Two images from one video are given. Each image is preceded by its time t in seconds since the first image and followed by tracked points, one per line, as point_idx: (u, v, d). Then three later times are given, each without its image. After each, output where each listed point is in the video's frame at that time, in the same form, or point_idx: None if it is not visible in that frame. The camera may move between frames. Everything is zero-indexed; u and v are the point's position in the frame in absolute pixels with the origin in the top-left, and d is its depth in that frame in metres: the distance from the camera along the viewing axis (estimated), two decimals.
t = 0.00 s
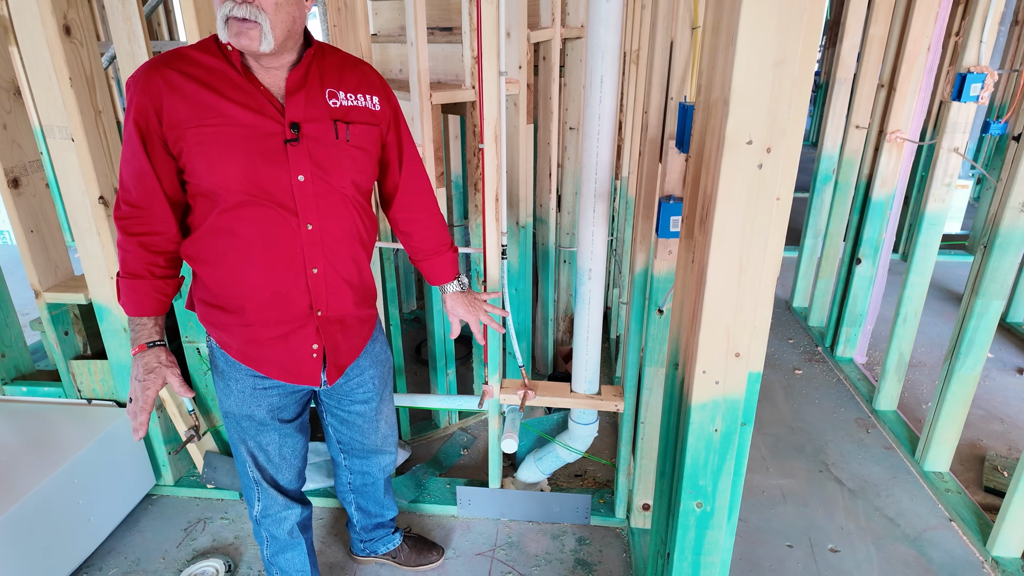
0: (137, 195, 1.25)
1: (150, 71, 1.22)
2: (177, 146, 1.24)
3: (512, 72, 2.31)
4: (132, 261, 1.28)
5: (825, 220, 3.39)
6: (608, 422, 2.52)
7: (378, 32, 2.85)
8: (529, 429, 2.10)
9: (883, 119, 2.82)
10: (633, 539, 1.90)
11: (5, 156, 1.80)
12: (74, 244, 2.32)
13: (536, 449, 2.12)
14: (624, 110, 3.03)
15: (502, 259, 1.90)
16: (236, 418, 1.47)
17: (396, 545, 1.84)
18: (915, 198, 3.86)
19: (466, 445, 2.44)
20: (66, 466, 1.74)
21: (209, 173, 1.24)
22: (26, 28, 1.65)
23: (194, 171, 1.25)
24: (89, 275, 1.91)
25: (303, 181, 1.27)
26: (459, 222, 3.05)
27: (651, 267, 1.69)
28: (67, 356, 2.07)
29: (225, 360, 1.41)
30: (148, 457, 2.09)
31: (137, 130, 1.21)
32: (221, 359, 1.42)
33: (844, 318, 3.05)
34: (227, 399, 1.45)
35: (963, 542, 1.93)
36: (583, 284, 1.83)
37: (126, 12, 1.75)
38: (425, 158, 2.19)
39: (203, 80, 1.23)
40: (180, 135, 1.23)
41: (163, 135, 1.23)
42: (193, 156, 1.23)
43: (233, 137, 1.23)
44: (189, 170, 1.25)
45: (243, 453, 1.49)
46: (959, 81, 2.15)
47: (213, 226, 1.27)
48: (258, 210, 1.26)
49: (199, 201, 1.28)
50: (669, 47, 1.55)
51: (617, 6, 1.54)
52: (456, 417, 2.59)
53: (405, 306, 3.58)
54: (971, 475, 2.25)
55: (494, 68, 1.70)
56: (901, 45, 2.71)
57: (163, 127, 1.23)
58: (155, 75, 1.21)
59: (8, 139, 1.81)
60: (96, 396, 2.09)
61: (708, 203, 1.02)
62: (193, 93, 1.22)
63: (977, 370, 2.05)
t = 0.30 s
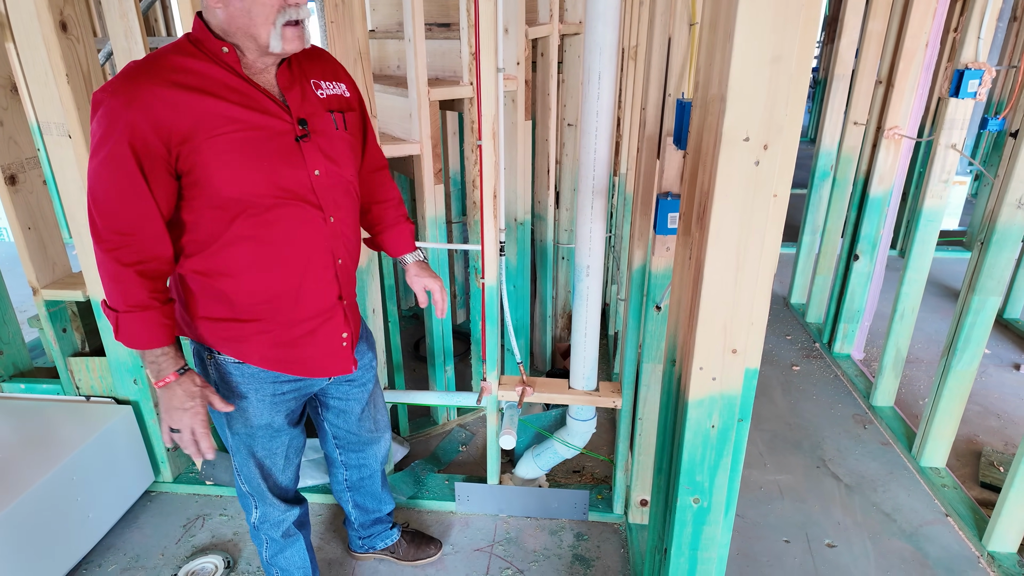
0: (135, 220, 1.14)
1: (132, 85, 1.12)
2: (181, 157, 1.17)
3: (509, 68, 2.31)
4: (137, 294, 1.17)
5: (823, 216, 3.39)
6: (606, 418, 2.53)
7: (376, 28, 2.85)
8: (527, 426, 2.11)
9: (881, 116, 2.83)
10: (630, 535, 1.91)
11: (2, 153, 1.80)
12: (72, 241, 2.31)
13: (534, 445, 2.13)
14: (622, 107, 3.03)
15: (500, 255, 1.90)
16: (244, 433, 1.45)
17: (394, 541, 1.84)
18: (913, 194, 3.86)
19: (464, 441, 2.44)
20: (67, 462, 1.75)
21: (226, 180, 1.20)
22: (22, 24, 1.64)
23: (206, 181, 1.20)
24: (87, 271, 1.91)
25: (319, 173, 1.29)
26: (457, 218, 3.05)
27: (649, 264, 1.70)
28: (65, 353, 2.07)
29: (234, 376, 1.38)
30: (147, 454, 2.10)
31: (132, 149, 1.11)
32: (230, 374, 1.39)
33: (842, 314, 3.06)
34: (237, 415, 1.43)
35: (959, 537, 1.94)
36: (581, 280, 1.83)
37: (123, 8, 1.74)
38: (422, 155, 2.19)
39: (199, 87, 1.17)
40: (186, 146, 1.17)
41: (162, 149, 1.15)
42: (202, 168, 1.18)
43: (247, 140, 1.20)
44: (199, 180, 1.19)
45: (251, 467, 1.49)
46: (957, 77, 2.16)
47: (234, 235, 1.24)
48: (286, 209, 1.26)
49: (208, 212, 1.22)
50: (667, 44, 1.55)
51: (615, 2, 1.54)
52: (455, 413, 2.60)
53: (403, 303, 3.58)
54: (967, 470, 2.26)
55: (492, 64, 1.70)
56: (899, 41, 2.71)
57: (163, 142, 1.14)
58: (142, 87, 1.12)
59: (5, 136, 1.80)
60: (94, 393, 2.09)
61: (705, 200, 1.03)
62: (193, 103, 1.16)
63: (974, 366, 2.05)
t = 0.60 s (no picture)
0: (278, 227, 1.13)
1: (216, 101, 1.09)
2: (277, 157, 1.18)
3: (507, 67, 2.31)
4: (316, 293, 1.15)
5: (820, 214, 3.40)
6: (604, 416, 2.53)
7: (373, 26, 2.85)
8: (525, 424, 2.11)
9: (878, 114, 2.83)
10: (628, 532, 1.91)
11: None
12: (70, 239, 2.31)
13: (532, 443, 2.13)
14: (620, 105, 3.03)
15: (499, 254, 1.90)
16: (300, 438, 1.47)
17: (365, 536, 1.89)
18: (911, 192, 3.87)
19: (462, 439, 2.45)
20: (65, 460, 1.76)
21: (313, 170, 1.24)
22: (20, 22, 1.64)
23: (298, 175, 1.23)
24: (85, 270, 1.91)
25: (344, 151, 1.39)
26: (455, 217, 3.05)
27: (647, 263, 1.70)
28: (64, 352, 2.07)
29: (300, 382, 1.40)
30: (146, 453, 2.10)
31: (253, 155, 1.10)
32: (296, 382, 1.40)
33: (839, 312, 3.06)
34: (299, 422, 1.44)
35: (955, 534, 1.95)
36: (579, 279, 1.83)
37: (121, 6, 1.74)
38: (421, 153, 2.19)
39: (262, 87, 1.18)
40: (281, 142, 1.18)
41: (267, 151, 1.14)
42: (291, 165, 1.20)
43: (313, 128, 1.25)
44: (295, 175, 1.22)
45: (299, 471, 1.50)
46: (954, 76, 2.16)
47: (325, 220, 1.30)
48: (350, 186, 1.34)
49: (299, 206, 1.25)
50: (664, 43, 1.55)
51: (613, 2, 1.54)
52: (453, 412, 2.60)
53: (401, 301, 3.58)
54: (963, 468, 2.27)
55: (490, 63, 1.70)
56: (897, 40, 2.72)
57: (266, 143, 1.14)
58: (228, 99, 1.10)
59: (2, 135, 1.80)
60: (93, 392, 2.10)
61: (702, 200, 1.03)
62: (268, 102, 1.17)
63: (971, 364, 2.06)
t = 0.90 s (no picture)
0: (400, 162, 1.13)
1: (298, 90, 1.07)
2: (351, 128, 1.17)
3: (505, 69, 2.32)
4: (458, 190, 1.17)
5: (818, 214, 3.42)
6: (602, 417, 2.54)
7: (372, 28, 2.85)
8: (523, 425, 2.12)
9: (875, 115, 2.84)
10: (626, 533, 1.92)
11: None
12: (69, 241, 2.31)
13: (530, 444, 2.14)
14: (618, 106, 3.04)
15: (496, 257, 1.91)
16: (383, 413, 1.46)
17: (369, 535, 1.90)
18: (907, 192, 3.89)
19: (461, 440, 2.46)
20: (65, 462, 1.76)
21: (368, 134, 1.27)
22: (19, 26, 1.65)
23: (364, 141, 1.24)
24: (84, 273, 1.91)
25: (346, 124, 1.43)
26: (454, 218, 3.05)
27: (644, 266, 1.71)
28: (63, 354, 2.07)
29: (370, 357, 1.42)
30: (145, 455, 2.10)
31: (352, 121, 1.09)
32: (366, 357, 1.41)
33: (836, 313, 3.08)
34: (380, 397, 1.45)
35: (949, 534, 1.96)
36: (576, 281, 1.84)
37: (120, 10, 1.74)
38: (419, 155, 2.19)
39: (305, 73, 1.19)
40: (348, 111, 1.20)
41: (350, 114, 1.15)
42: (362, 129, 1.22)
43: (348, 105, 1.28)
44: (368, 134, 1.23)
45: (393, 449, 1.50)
46: (949, 79, 2.17)
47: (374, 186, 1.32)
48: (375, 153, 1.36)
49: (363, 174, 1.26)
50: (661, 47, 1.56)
51: (610, 6, 1.55)
52: (451, 413, 2.61)
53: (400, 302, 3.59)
54: (958, 468, 2.29)
55: (487, 66, 1.70)
56: (893, 42, 2.73)
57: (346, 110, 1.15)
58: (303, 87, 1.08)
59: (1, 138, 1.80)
60: (92, 394, 2.10)
61: (698, 204, 1.04)
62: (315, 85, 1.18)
63: (966, 364, 2.08)
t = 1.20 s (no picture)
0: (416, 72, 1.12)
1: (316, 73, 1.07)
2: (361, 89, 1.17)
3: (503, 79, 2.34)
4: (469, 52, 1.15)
5: (814, 219, 3.44)
6: (599, 422, 2.57)
7: (371, 36, 2.88)
8: (522, 432, 2.14)
9: (869, 123, 2.87)
10: (623, 539, 1.94)
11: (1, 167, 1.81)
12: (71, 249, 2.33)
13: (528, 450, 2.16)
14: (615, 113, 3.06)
15: (495, 266, 1.93)
16: (411, 426, 1.50)
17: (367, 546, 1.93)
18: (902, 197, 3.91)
19: (459, 446, 2.48)
20: (66, 470, 1.78)
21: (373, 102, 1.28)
22: (21, 39, 1.66)
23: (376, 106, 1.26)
24: (86, 282, 1.93)
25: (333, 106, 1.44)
26: (452, 224, 3.07)
27: (640, 275, 1.74)
28: (65, 363, 2.09)
29: (412, 370, 1.48)
30: (146, 462, 2.12)
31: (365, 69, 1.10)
32: (408, 369, 1.47)
33: (831, 318, 3.11)
34: (413, 410, 1.48)
35: (943, 539, 1.99)
36: (574, 290, 1.86)
37: (120, 22, 1.76)
38: (418, 165, 2.22)
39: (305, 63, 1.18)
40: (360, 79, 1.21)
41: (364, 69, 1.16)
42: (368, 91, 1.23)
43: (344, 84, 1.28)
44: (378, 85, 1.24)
45: (412, 465, 1.53)
46: (943, 88, 2.20)
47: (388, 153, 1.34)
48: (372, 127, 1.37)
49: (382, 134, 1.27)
50: (657, 61, 1.59)
51: (606, 21, 1.57)
52: (450, 419, 2.63)
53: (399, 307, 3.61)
54: (952, 473, 2.31)
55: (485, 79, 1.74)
56: (887, 50, 2.75)
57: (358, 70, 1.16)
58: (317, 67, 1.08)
59: (3, 148, 1.81)
60: (93, 402, 2.12)
61: (692, 221, 1.06)
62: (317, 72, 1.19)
63: (959, 371, 2.10)
